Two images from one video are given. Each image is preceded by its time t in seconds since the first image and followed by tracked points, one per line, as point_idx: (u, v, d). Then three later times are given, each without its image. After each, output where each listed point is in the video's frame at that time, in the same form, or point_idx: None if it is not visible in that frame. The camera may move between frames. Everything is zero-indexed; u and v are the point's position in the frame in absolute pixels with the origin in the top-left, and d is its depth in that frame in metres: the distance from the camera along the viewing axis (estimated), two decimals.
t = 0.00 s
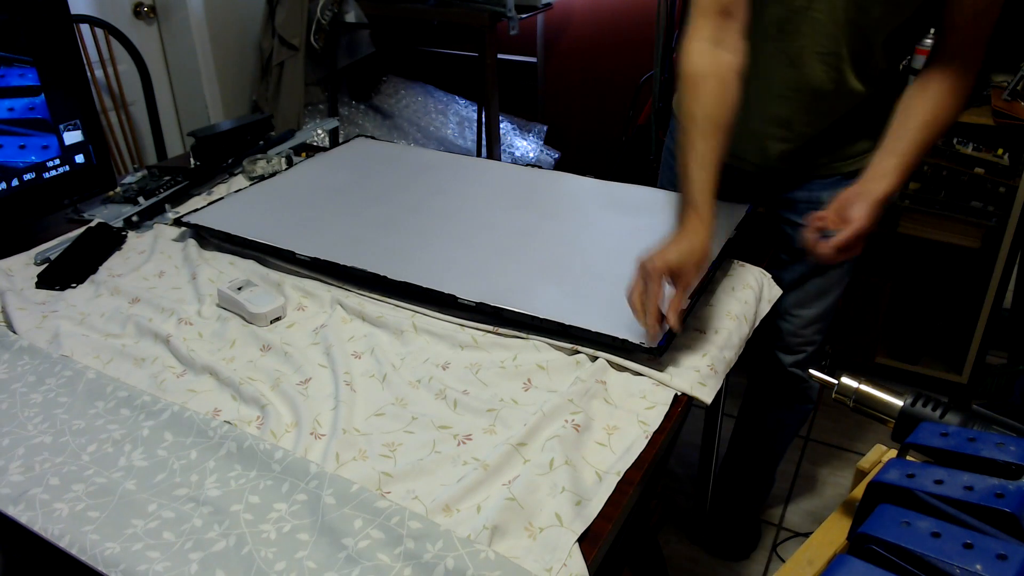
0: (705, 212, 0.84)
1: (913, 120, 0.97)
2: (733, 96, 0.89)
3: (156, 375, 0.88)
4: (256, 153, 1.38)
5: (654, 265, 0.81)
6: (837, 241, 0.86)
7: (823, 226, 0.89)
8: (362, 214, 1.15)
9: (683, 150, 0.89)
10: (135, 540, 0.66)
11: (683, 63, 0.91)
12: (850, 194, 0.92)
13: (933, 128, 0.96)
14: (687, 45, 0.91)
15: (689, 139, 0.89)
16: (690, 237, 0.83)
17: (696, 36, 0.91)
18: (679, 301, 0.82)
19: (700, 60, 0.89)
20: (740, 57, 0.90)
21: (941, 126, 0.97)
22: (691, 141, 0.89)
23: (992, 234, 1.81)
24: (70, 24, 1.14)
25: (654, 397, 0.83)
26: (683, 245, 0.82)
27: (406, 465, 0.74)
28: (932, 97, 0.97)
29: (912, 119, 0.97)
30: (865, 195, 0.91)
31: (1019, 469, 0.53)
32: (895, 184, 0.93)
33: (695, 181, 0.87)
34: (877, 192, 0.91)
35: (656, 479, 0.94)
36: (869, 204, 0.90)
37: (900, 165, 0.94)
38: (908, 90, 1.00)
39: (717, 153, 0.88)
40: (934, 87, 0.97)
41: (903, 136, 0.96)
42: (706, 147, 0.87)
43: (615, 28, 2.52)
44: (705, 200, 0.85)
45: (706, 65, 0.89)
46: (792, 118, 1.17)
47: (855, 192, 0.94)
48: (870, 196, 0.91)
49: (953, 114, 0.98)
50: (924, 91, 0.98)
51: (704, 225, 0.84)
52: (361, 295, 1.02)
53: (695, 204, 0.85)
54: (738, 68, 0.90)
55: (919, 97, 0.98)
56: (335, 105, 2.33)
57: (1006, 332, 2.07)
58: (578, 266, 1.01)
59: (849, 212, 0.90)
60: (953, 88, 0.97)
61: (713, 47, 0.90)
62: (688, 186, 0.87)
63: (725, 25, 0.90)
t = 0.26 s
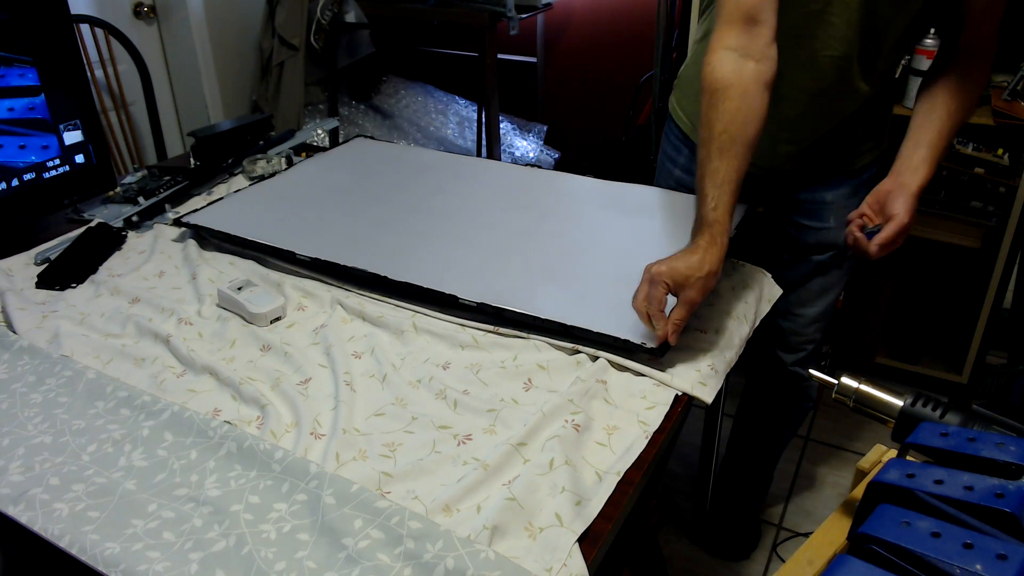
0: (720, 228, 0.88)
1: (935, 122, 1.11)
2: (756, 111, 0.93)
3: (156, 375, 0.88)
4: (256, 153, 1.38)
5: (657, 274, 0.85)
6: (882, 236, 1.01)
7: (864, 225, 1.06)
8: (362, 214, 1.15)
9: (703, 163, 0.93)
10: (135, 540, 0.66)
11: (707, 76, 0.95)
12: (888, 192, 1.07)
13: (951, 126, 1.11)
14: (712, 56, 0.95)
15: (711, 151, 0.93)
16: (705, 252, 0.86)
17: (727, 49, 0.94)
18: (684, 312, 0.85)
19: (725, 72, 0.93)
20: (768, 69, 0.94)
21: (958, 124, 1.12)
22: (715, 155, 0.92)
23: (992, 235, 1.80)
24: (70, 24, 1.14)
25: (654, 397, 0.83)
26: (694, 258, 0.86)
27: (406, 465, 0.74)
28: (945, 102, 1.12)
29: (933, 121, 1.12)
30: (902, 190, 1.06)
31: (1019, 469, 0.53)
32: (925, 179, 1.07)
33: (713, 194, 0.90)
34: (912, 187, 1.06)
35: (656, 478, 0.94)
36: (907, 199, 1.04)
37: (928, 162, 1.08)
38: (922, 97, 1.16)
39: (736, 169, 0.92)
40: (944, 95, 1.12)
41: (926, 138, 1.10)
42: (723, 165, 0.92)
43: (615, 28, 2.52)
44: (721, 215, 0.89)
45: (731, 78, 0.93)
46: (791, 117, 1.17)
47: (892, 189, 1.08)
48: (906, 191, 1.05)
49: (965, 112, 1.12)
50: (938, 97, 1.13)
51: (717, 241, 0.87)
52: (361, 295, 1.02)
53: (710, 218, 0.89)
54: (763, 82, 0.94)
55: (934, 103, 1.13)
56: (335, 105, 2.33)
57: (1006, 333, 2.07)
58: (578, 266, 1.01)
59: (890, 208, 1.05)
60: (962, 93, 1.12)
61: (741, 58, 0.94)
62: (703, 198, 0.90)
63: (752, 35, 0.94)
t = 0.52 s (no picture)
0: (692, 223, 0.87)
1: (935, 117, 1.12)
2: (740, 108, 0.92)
3: (156, 375, 0.88)
4: (255, 153, 1.38)
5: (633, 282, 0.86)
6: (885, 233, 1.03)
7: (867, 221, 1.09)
8: (362, 214, 1.15)
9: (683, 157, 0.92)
10: (135, 540, 0.66)
11: (694, 70, 0.94)
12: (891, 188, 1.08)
13: (951, 120, 1.12)
14: (703, 51, 0.95)
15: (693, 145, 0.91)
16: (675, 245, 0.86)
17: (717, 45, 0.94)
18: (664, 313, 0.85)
19: (712, 67, 0.93)
20: (756, 68, 0.93)
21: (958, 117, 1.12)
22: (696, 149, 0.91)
23: (992, 235, 1.80)
24: (70, 24, 1.14)
25: (655, 397, 0.83)
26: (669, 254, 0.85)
27: (406, 465, 0.74)
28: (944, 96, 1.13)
29: (933, 115, 1.13)
30: (904, 185, 1.07)
31: (1019, 469, 0.53)
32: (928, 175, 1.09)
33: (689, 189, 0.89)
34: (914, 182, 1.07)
35: (656, 478, 0.94)
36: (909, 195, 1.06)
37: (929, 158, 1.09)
38: (920, 91, 1.16)
39: (716, 164, 0.90)
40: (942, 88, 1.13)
41: (927, 134, 1.11)
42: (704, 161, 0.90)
43: (614, 28, 2.52)
44: (694, 210, 0.88)
45: (718, 73, 0.92)
46: (791, 116, 1.17)
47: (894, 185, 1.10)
48: (909, 187, 1.06)
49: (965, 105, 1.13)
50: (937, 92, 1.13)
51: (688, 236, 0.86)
52: (361, 295, 1.02)
53: (684, 213, 0.88)
54: (751, 79, 0.93)
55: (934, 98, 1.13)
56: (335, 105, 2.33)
57: (1006, 332, 2.07)
58: (578, 266, 1.01)
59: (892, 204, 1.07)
60: (961, 87, 1.12)
61: (729, 54, 0.93)
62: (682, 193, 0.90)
63: (744, 32, 0.93)
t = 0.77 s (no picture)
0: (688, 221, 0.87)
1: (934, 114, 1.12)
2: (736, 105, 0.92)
3: (156, 375, 0.88)
4: (255, 153, 1.38)
5: (629, 277, 0.85)
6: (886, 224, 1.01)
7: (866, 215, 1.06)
8: (361, 214, 1.15)
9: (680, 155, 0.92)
10: (136, 540, 0.66)
11: (690, 67, 0.94)
12: (891, 182, 1.07)
13: (950, 119, 1.12)
14: (698, 47, 0.94)
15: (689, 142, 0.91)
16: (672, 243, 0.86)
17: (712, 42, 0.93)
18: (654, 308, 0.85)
19: (708, 65, 0.92)
20: (751, 64, 0.93)
21: (957, 116, 1.12)
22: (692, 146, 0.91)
23: (992, 235, 1.80)
24: (70, 24, 1.14)
25: (655, 397, 0.83)
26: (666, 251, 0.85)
27: (406, 465, 0.74)
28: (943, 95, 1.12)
29: (932, 113, 1.12)
30: (904, 179, 1.06)
31: (1019, 469, 0.53)
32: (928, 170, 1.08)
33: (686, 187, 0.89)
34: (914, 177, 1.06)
35: (656, 478, 0.94)
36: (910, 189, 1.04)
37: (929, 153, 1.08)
38: (919, 90, 1.16)
39: (712, 160, 0.90)
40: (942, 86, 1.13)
41: (926, 130, 1.11)
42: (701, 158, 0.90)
43: (614, 28, 2.52)
44: (691, 209, 0.88)
45: (713, 70, 0.92)
46: (792, 116, 1.17)
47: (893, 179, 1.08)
48: (909, 181, 1.05)
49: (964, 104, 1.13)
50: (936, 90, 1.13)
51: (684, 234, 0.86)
52: (361, 295, 1.02)
53: (682, 212, 0.88)
54: (747, 76, 0.92)
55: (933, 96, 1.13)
56: (335, 105, 2.33)
57: (1006, 332, 2.07)
58: (578, 266, 1.01)
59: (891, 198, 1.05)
60: (960, 85, 1.12)
61: (725, 50, 0.93)
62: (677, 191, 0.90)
63: (740, 29, 0.93)
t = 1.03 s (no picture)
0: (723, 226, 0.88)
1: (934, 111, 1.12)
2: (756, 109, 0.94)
3: (156, 375, 0.88)
4: (256, 153, 1.38)
5: (668, 272, 0.85)
6: (887, 217, 1.01)
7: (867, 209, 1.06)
8: (361, 214, 1.15)
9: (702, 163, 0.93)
10: (136, 540, 0.66)
11: (707, 75, 0.95)
12: (891, 177, 1.07)
13: (949, 116, 1.12)
14: (712, 53, 0.96)
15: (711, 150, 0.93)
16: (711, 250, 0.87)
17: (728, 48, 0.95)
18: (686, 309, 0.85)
19: (726, 71, 0.94)
20: (767, 68, 0.95)
21: (956, 113, 1.13)
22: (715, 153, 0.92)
23: (992, 235, 1.80)
24: (70, 24, 1.14)
25: (655, 397, 0.83)
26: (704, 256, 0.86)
27: (406, 465, 0.74)
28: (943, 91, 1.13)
29: (932, 109, 1.13)
30: (904, 174, 1.07)
31: (1019, 469, 0.53)
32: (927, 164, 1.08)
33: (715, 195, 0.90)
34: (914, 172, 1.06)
35: (656, 478, 0.94)
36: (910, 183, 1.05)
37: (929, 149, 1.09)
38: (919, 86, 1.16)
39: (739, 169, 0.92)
40: (942, 82, 1.13)
41: (926, 126, 1.11)
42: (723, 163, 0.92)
43: (614, 28, 2.52)
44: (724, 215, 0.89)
45: (732, 76, 0.94)
46: (792, 116, 1.17)
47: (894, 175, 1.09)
48: (909, 176, 1.06)
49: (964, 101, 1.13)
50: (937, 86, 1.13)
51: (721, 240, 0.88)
52: (361, 295, 1.02)
53: (716, 220, 0.88)
54: (764, 79, 0.95)
55: (933, 92, 1.13)
56: (335, 105, 2.32)
57: (1006, 332, 2.07)
58: (578, 266, 1.01)
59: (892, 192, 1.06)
60: (961, 82, 1.12)
61: (740, 56, 0.94)
62: (706, 197, 0.90)
63: (752, 35, 0.95)
